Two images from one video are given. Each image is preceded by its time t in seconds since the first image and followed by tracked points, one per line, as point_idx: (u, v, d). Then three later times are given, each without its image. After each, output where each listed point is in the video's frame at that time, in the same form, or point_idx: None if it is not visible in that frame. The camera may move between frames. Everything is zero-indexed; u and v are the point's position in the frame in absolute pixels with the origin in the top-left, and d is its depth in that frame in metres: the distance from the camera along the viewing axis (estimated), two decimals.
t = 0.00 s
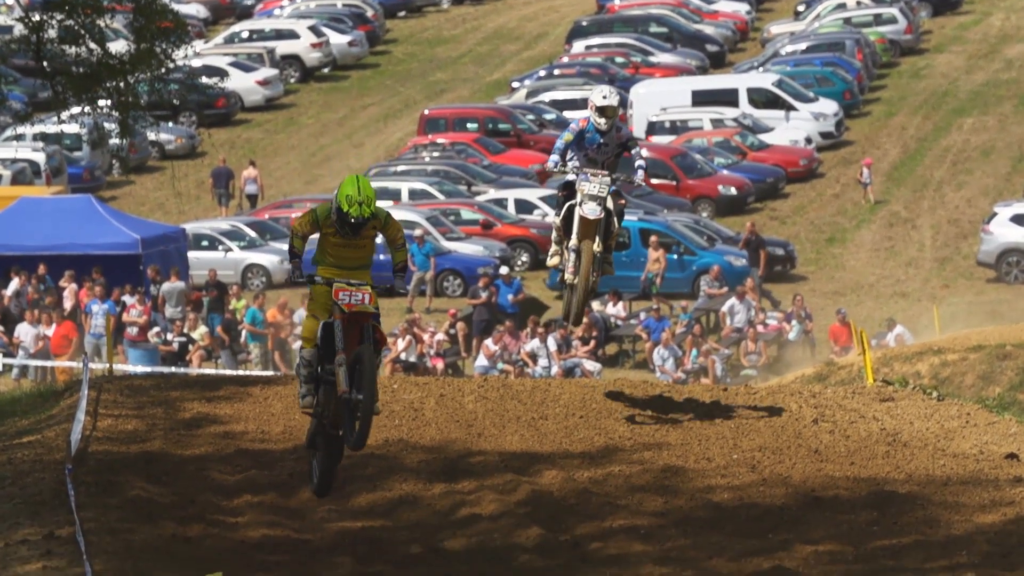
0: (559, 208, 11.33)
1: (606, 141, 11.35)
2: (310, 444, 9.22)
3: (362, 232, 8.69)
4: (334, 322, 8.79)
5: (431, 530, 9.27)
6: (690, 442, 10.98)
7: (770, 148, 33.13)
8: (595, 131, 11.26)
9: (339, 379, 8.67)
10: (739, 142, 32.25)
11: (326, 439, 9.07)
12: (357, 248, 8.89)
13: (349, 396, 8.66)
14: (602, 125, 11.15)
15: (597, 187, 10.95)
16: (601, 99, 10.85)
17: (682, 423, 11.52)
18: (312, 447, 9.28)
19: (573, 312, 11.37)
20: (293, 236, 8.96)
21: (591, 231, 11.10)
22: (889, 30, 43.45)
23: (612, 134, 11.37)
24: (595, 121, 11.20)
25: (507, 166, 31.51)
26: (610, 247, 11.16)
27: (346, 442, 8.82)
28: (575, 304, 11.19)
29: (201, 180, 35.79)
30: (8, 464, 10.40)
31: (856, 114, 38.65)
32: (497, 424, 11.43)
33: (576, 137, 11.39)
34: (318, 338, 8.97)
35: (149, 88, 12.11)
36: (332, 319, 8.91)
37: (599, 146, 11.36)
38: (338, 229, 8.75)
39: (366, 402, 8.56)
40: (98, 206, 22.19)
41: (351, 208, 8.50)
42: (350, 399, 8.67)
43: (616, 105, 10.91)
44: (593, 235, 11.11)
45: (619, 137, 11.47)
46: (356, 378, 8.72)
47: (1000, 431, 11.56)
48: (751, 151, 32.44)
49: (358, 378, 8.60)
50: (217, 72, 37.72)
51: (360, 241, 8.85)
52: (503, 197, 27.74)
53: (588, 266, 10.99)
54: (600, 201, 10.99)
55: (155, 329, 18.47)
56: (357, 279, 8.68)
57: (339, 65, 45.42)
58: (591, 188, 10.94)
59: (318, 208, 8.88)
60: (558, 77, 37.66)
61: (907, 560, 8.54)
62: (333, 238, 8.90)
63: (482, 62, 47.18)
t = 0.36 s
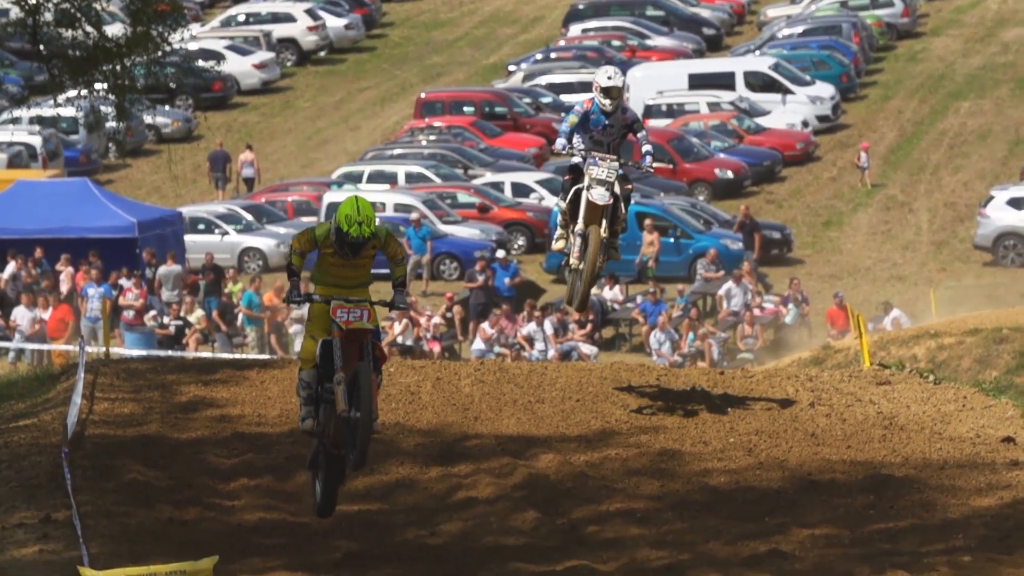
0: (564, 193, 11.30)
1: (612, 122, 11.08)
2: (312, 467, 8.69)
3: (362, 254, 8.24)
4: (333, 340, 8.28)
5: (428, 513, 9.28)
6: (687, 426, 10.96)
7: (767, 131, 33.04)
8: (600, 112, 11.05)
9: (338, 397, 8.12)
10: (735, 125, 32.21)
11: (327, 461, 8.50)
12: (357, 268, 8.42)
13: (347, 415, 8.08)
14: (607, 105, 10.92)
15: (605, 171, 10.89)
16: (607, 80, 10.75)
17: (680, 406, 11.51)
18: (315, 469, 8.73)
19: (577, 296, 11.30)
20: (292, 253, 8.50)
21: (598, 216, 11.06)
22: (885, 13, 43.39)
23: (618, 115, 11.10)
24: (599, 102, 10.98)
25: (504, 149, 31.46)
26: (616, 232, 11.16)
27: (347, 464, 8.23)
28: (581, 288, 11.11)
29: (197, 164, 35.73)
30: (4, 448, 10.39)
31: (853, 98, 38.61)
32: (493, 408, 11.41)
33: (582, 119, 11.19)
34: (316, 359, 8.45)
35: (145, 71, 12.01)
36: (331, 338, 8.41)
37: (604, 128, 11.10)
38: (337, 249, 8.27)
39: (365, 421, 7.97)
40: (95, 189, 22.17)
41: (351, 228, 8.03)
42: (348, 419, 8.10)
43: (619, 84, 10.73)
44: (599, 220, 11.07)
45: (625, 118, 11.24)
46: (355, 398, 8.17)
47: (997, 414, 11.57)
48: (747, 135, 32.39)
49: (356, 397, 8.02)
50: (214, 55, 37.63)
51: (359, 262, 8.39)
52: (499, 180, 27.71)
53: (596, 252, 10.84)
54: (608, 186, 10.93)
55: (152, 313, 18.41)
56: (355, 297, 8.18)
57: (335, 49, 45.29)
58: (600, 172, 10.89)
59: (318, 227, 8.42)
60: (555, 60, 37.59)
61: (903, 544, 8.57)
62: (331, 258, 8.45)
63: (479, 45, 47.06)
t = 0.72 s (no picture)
0: (572, 177, 11.21)
1: (618, 105, 10.95)
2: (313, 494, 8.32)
3: (363, 276, 7.80)
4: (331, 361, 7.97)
5: (425, 495, 9.29)
6: (685, 409, 10.95)
7: (765, 115, 32.99)
8: (606, 95, 10.90)
9: (337, 420, 7.78)
10: (733, 108, 32.13)
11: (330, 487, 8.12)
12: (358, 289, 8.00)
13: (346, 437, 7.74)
14: (613, 89, 10.78)
15: (615, 158, 10.76)
16: (613, 62, 10.66)
17: (678, 388, 11.50)
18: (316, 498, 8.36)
19: (584, 282, 11.24)
20: (291, 273, 8.06)
21: (606, 201, 11.00)
22: None
23: (624, 98, 10.98)
24: (605, 85, 10.85)
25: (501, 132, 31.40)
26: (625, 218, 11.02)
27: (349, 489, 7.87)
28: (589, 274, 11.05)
29: (195, 146, 35.67)
30: (1, 430, 10.38)
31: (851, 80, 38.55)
32: (491, 390, 11.41)
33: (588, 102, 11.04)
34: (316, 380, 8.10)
35: (143, 54, 11.82)
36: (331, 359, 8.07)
37: (611, 111, 10.97)
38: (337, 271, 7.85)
39: (366, 442, 7.62)
40: (92, 171, 22.13)
41: (351, 250, 7.59)
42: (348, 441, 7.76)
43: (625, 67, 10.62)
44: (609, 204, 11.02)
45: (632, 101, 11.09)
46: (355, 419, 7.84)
47: (994, 397, 11.57)
48: (745, 118, 32.32)
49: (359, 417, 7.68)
50: (212, 37, 37.51)
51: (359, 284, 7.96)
52: (497, 163, 27.67)
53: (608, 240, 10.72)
54: (618, 172, 10.79)
55: (150, 295, 18.41)
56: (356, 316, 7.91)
57: (332, 31, 45.14)
58: (609, 159, 10.76)
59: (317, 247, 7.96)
60: (552, 43, 37.51)
61: (900, 527, 8.59)
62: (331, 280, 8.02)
63: (477, 28, 46.93)
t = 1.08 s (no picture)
0: (581, 161, 11.12)
1: (626, 87, 10.83)
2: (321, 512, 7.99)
3: (366, 295, 7.48)
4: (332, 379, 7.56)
5: (424, 474, 9.30)
6: (682, 388, 10.96)
7: (764, 94, 32.95)
8: (613, 78, 10.79)
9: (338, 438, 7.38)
10: (732, 87, 32.00)
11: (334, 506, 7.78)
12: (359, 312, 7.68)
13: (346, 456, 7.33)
14: (621, 71, 10.67)
15: (625, 142, 10.66)
16: (621, 44, 10.58)
17: (676, 367, 11.51)
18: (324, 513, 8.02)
19: (591, 268, 11.09)
20: (293, 295, 7.74)
21: (616, 185, 10.95)
22: None
23: (632, 81, 10.86)
24: (613, 68, 10.72)
25: (500, 111, 31.33)
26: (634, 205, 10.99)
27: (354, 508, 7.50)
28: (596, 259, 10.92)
29: (194, 125, 35.58)
30: None
31: (850, 60, 38.46)
32: (489, 368, 11.41)
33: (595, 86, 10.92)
34: (318, 401, 7.70)
35: (141, 32, 11.72)
36: (332, 378, 7.69)
37: (619, 94, 10.84)
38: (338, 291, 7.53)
39: (366, 462, 7.25)
40: (91, 149, 22.07)
41: (353, 265, 7.28)
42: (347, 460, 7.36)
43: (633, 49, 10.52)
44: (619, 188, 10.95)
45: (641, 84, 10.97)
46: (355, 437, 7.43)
47: (992, 376, 11.59)
48: (744, 98, 32.22)
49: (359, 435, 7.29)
50: (210, 15, 37.35)
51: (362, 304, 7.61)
52: (496, 142, 27.61)
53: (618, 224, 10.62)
54: (629, 157, 10.72)
55: (148, 274, 18.59)
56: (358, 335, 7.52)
57: (331, 9, 44.95)
58: (620, 142, 10.66)
59: (319, 268, 7.65)
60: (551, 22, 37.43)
61: (898, 506, 8.61)
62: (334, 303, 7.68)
63: (475, 7, 46.78)
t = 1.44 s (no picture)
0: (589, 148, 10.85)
1: (634, 72, 10.59)
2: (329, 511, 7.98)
3: (367, 308, 7.40)
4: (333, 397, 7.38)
5: (422, 451, 9.30)
6: (679, 366, 10.95)
7: (761, 72, 32.81)
8: (621, 62, 10.56)
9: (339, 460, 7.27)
10: (730, 66, 31.89)
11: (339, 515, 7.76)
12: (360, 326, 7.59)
13: (348, 479, 7.24)
14: (628, 55, 10.47)
15: (636, 127, 10.26)
16: (627, 28, 10.35)
17: (673, 345, 11.50)
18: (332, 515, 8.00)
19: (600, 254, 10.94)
20: (297, 316, 7.60)
21: (625, 169, 10.61)
22: None
23: (640, 65, 10.62)
24: (620, 51, 10.51)
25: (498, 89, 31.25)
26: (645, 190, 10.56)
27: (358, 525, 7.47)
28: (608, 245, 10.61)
29: (192, 102, 35.52)
30: None
31: (847, 38, 38.38)
32: (487, 346, 11.39)
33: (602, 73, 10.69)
34: (319, 418, 7.57)
35: (139, 9, 11.63)
36: (333, 394, 7.52)
37: (627, 78, 10.58)
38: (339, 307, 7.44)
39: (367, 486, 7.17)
40: (89, 127, 22.01)
41: (354, 276, 7.18)
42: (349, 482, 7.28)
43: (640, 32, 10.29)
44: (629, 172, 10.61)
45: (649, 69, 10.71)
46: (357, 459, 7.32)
47: (990, 354, 11.60)
48: (741, 76, 32.13)
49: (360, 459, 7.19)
50: None
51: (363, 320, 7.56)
52: (494, 120, 27.54)
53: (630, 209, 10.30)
54: (639, 142, 10.30)
55: (147, 250, 18.62)
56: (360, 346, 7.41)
57: None
58: (629, 127, 10.28)
59: (319, 286, 7.57)
60: None
61: (896, 484, 8.62)
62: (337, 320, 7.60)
63: None
